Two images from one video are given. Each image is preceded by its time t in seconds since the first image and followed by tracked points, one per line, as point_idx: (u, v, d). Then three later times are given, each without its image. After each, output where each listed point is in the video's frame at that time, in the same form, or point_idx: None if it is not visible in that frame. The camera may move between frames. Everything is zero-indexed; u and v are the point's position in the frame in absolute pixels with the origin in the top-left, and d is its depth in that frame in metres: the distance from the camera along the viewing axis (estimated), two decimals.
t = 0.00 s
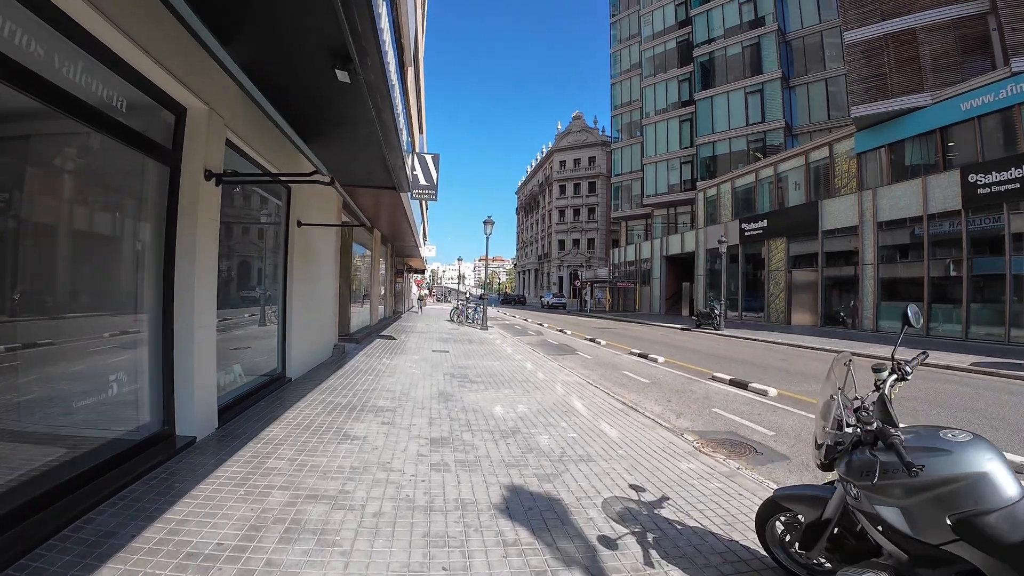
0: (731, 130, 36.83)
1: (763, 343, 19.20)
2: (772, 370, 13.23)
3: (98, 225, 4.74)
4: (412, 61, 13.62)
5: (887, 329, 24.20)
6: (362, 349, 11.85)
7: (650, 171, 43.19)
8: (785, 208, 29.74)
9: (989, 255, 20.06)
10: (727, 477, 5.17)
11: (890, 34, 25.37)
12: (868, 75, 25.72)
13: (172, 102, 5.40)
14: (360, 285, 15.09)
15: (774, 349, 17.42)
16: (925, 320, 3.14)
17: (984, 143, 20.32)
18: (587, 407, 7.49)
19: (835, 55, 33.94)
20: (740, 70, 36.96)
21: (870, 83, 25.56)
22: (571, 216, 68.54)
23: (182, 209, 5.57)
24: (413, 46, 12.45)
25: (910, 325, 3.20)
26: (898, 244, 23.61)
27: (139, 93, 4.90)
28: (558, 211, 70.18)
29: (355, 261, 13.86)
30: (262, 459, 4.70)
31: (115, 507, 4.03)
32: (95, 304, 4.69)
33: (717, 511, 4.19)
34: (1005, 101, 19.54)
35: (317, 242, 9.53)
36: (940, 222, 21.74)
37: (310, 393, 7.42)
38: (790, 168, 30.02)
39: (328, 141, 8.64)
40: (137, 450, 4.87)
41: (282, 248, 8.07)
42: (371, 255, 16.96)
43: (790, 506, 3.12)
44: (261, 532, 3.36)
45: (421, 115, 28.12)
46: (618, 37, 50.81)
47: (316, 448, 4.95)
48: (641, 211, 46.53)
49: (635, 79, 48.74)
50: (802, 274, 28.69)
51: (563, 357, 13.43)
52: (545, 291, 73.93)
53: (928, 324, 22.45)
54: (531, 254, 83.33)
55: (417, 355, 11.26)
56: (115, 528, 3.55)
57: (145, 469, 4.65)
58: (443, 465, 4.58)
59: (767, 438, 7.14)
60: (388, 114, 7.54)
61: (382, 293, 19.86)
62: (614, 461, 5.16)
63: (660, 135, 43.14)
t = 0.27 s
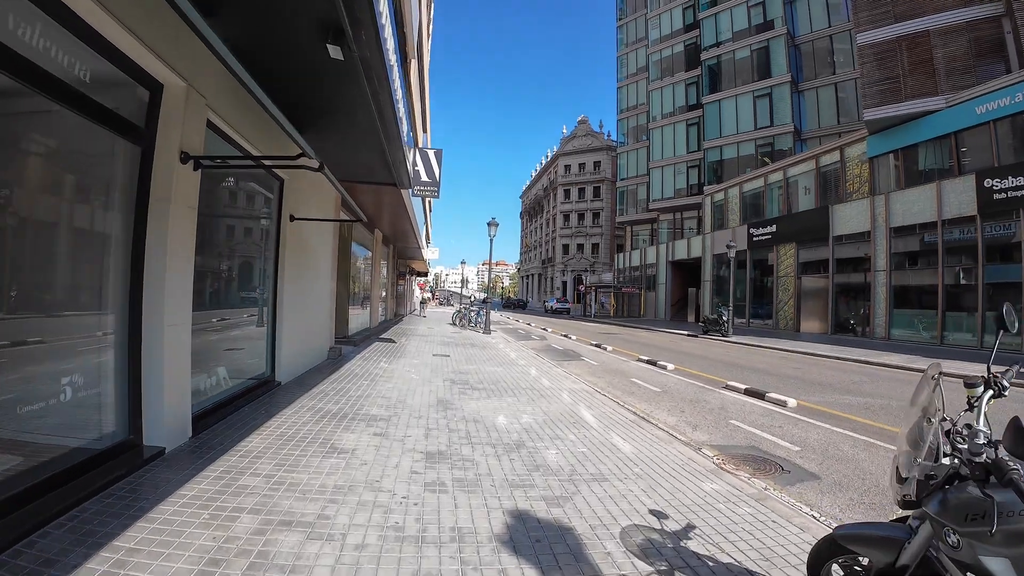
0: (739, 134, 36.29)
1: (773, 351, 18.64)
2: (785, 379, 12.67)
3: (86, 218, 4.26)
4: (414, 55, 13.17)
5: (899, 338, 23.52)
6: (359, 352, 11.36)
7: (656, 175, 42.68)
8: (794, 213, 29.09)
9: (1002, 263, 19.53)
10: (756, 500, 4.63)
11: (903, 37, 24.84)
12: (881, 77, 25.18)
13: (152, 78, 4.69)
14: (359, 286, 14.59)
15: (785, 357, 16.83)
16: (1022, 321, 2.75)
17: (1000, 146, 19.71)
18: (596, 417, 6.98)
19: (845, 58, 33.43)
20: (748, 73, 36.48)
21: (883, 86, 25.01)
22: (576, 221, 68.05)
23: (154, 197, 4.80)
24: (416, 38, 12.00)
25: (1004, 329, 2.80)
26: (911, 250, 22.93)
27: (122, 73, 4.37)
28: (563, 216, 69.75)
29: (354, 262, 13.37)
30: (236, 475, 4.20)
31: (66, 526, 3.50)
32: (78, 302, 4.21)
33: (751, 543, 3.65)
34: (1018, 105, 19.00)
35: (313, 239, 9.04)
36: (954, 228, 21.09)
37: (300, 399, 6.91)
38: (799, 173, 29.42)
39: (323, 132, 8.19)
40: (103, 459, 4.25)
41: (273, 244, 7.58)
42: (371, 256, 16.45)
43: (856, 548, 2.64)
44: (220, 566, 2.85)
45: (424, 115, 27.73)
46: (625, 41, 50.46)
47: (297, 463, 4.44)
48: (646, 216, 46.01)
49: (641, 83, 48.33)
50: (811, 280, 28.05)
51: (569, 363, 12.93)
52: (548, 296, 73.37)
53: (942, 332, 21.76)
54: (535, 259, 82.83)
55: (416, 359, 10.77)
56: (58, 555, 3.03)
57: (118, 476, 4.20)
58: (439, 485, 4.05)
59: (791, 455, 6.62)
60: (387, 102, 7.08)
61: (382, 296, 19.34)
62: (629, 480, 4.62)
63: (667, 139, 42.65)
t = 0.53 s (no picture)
0: (748, 140, 35.77)
1: (787, 362, 18.07)
2: (803, 393, 12.09)
3: (59, 216, 3.80)
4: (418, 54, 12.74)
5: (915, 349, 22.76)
6: (358, 361, 10.85)
7: (663, 182, 42.17)
8: (805, 220, 28.38)
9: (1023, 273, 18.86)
10: (798, 541, 4.07)
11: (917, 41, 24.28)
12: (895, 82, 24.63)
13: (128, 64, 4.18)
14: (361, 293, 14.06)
15: (800, 368, 16.26)
16: None
17: (1019, 152, 19.11)
18: (609, 436, 6.45)
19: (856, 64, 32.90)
20: (757, 79, 36.01)
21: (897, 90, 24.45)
22: (581, 227, 67.56)
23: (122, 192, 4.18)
24: (420, 36, 11.58)
25: None
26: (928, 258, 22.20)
27: (91, 57, 3.87)
28: (568, 222, 69.34)
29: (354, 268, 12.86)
30: (208, 510, 3.69)
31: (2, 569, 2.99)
32: (50, 310, 3.73)
33: None
34: None
35: (309, 243, 8.56)
36: (974, 236, 20.42)
37: (289, 415, 6.39)
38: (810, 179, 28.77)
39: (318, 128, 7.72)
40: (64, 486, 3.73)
41: (264, 247, 7.10)
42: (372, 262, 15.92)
43: None
44: None
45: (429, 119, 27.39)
46: (631, 46, 50.17)
47: (279, 494, 3.93)
48: (652, 222, 45.45)
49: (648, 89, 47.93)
50: (821, 288, 27.36)
51: (577, 374, 12.44)
52: (553, 302, 72.82)
53: (960, 343, 21.06)
54: (540, 265, 82.35)
55: (416, 370, 10.27)
56: None
57: (78, 508, 3.62)
58: (438, 526, 3.53)
59: (825, 482, 6.10)
60: (387, 96, 6.65)
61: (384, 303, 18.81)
62: (653, 518, 4.07)
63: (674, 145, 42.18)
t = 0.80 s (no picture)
0: (757, 143, 35.23)
1: (801, 369, 17.47)
2: (823, 403, 11.48)
3: (13, 204, 3.31)
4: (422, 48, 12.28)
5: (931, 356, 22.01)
6: (357, 367, 10.33)
7: (670, 186, 41.62)
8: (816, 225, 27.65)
9: None
10: None
11: (931, 42, 23.68)
12: (910, 83, 24.07)
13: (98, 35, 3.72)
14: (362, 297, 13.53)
15: (816, 377, 15.65)
16: None
17: None
18: (626, 451, 5.92)
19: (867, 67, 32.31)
20: (766, 82, 35.49)
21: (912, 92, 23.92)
22: (586, 232, 67.04)
23: (87, 173, 3.73)
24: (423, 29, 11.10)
25: None
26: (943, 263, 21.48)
27: (54, 26, 3.42)
28: (573, 227, 68.86)
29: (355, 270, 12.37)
30: (176, 542, 3.19)
31: None
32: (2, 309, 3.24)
33: None
34: None
35: (306, 243, 8.09)
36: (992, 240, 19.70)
37: (278, 426, 5.87)
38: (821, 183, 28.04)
39: (314, 119, 7.26)
40: (9, 509, 3.23)
41: (256, 244, 6.62)
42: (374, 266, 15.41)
43: None
44: None
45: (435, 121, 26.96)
46: (638, 50, 49.82)
47: (257, 522, 3.44)
48: (659, 227, 44.88)
49: (655, 93, 47.49)
50: (833, 294, 26.56)
51: (585, 381, 11.92)
52: (557, 308, 72.20)
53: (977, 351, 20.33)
54: (544, 270, 81.83)
55: (417, 376, 9.76)
56: None
57: (27, 534, 3.12)
58: (439, 565, 3.01)
59: (864, 505, 5.60)
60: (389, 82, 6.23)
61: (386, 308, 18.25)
62: (685, 551, 3.54)
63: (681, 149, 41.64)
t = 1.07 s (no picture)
0: (765, 145, 34.66)
1: (815, 376, 16.89)
2: (842, 412, 10.89)
3: None
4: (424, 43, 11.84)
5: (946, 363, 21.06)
6: (355, 374, 9.87)
7: (676, 189, 41.07)
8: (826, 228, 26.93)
9: None
10: None
11: (946, 41, 23.05)
12: (923, 84, 23.42)
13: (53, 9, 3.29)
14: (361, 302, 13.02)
15: (832, 384, 15.06)
16: None
17: None
18: (641, 470, 5.42)
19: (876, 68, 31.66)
20: (774, 83, 34.96)
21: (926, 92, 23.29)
22: (591, 236, 66.50)
23: (40, 163, 3.31)
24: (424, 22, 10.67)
25: None
26: (959, 267, 20.63)
27: None
28: (577, 230, 68.38)
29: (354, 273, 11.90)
30: None
31: None
32: None
33: None
34: None
35: (299, 244, 7.64)
36: (1009, 243, 18.83)
37: (264, 441, 5.41)
38: (832, 185, 27.31)
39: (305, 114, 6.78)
40: None
41: (241, 244, 6.21)
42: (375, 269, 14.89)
43: None
44: None
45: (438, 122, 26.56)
46: (643, 52, 49.41)
47: (224, 562, 2.97)
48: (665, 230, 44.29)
49: (661, 95, 46.99)
50: (842, 299, 25.79)
51: (592, 389, 11.40)
52: (561, 312, 71.60)
53: (993, 357, 19.48)
54: (549, 274, 81.28)
55: (416, 384, 9.27)
56: None
57: None
58: None
59: (904, 530, 5.09)
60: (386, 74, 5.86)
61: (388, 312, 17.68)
62: None
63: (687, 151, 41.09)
